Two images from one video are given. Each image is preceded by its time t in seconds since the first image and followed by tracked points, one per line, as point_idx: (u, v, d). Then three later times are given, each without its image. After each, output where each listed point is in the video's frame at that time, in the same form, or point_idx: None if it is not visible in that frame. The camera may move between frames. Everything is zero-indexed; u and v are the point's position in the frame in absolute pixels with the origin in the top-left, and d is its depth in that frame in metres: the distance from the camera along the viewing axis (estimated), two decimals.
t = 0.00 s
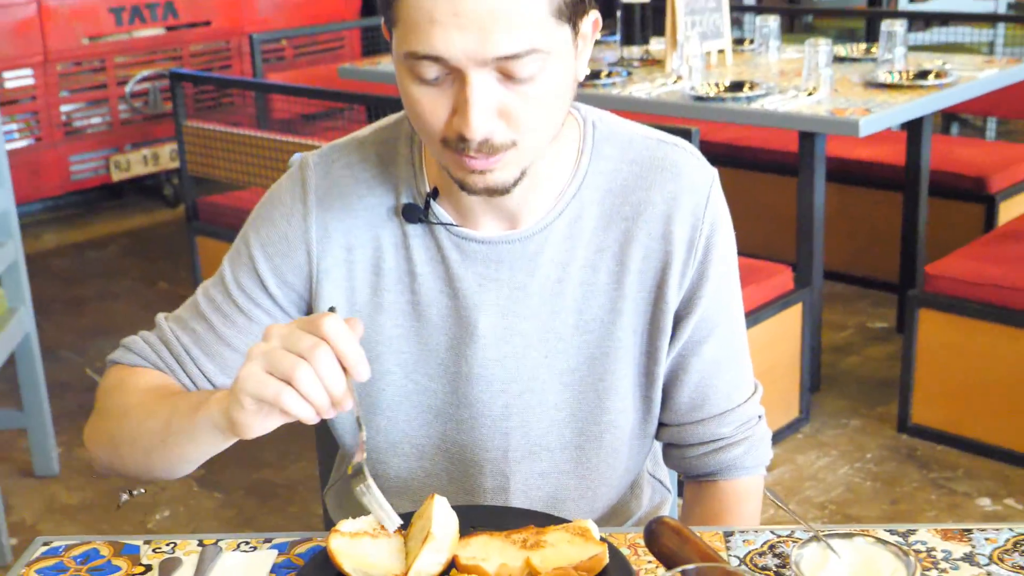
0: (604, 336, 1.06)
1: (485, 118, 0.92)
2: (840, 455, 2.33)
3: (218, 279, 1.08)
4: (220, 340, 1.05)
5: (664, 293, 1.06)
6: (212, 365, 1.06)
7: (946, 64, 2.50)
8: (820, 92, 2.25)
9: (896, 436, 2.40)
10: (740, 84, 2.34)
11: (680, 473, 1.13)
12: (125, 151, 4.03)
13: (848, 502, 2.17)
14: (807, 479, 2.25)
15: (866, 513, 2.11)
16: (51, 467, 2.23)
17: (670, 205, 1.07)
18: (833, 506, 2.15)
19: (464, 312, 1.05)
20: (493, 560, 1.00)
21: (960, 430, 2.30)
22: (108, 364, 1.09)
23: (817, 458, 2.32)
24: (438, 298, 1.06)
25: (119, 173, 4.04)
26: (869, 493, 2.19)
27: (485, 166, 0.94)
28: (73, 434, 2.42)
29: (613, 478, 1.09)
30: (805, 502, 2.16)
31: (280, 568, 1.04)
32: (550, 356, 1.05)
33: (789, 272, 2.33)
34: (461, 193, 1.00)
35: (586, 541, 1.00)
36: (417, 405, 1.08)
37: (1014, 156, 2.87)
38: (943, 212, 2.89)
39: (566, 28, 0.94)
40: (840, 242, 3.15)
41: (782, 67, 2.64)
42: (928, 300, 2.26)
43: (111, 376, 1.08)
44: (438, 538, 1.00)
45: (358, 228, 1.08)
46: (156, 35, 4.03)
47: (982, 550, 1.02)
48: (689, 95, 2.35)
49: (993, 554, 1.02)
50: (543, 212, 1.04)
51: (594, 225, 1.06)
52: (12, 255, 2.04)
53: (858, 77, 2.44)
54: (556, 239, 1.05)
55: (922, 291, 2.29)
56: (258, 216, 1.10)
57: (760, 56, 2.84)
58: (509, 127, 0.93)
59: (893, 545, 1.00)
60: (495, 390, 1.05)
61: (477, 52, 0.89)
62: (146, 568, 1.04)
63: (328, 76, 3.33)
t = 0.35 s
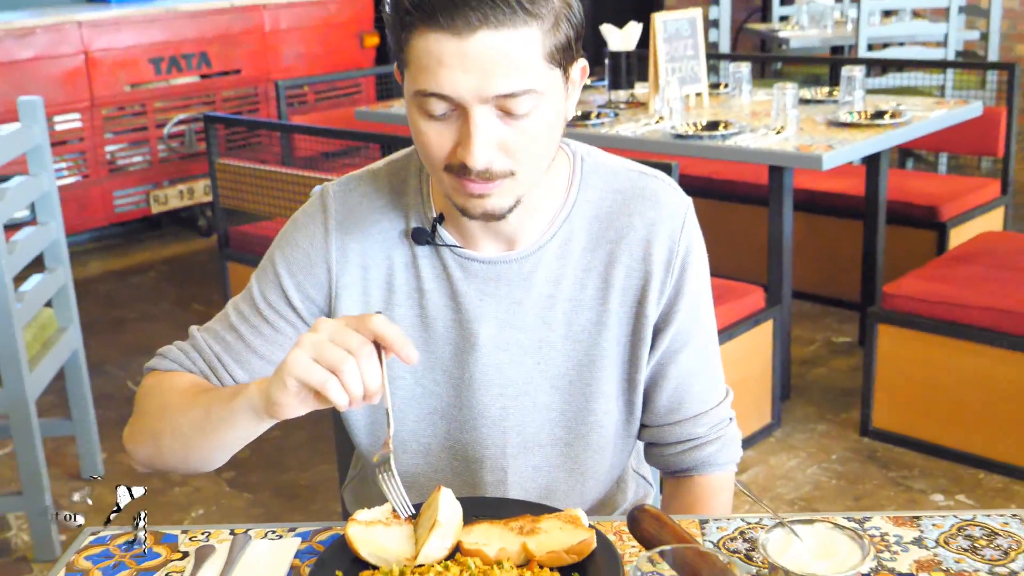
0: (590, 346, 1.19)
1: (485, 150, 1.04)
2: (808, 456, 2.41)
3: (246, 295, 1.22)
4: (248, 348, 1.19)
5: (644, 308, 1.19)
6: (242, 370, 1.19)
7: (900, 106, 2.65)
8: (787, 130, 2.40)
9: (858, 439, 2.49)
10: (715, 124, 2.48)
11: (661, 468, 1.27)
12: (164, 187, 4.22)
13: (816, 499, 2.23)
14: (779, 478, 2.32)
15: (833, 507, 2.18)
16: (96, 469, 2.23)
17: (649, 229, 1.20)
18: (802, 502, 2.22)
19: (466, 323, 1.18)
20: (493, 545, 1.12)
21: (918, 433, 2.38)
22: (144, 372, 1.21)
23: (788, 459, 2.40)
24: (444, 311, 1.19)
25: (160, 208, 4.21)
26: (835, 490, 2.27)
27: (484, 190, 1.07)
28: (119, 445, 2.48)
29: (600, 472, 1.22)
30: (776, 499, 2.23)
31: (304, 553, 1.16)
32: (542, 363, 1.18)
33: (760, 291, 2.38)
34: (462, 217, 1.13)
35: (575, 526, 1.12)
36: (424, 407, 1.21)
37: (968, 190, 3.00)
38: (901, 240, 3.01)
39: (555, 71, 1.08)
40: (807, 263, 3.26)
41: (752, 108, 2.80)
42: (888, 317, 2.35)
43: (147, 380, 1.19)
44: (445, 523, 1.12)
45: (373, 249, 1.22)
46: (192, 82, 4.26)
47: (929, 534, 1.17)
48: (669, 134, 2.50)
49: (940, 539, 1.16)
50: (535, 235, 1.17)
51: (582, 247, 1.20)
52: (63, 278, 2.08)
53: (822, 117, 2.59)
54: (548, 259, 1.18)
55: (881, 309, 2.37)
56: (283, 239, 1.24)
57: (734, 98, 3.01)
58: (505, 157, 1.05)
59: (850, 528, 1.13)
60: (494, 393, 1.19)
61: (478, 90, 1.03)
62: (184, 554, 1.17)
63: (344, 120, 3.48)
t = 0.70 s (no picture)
0: (582, 338, 1.30)
1: (500, 114, 1.11)
2: (779, 442, 2.51)
3: (276, 293, 1.29)
4: (282, 338, 1.26)
5: (630, 304, 1.30)
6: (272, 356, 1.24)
7: (862, 128, 2.83)
8: (760, 151, 2.57)
9: (823, 427, 2.59)
10: (694, 145, 2.65)
11: (645, 447, 1.41)
12: (202, 204, 4.55)
13: (787, 481, 2.31)
14: (753, 462, 2.41)
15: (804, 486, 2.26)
16: (143, 455, 2.38)
17: (637, 234, 1.30)
18: (775, 483, 2.30)
19: (471, 318, 1.28)
20: (497, 514, 1.25)
21: (879, 421, 2.48)
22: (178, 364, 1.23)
23: (761, 445, 2.49)
24: (451, 306, 1.29)
25: (197, 224, 4.53)
26: (804, 472, 2.35)
27: (499, 160, 1.13)
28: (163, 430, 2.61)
29: (592, 451, 1.35)
30: (749, 480, 2.31)
31: (330, 523, 1.33)
32: (539, 353, 1.30)
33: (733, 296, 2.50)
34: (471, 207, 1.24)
35: (569, 498, 1.25)
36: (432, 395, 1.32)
37: (922, 204, 3.16)
38: (865, 250, 3.16)
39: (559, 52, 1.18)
40: (779, 269, 3.40)
41: (728, 131, 2.98)
42: (851, 318, 2.44)
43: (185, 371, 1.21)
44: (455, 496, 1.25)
45: (388, 247, 1.32)
46: (226, 110, 4.57)
47: (884, 506, 1.30)
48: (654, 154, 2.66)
49: (894, 510, 1.29)
50: (534, 238, 1.27)
51: (576, 249, 1.30)
52: (113, 286, 2.24)
53: (792, 139, 2.76)
54: (546, 261, 1.28)
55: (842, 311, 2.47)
56: (311, 242, 1.32)
57: (711, 122, 3.19)
58: (518, 124, 1.12)
59: (814, 501, 1.28)
60: (496, 382, 1.29)
61: (492, 61, 1.12)
62: (224, 524, 1.33)
63: (360, 144, 3.65)
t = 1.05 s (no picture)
0: (582, 322, 1.47)
1: (514, 106, 1.28)
2: (755, 427, 2.66)
3: (318, 279, 1.42)
4: (329, 311, 1.37)
5: (623, 293, 1.48)
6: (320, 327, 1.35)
7: (830, 145, 3.03)
8: (738, 164, 2.76)
9: (796, 414, 2.75)
10: (679, 160, 2.84)
11: (636, 424, 1.58)
12: (235, 215, 4.78)
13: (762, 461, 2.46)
14: (731, 445, 2.55)
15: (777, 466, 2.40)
16: (183, 440, 2.56)
17: (630, 232, 1.48)
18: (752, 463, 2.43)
19: (485, 305, 1.45)
20: (504, 487, 1.35)
21: (846, 409, 2.64)
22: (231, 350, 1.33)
23: (740, 430, 2.64)
24: (467, 294, 1.45)
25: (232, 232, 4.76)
26: (777, 453, 2.49)
27: (511, 147, 1.30)
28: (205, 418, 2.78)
29: (589, 426, 1.52)
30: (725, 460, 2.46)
31: (355, 493, 1.43)
32: (543, 335, 1.47)
33: (715, 295, 2.66)
34: (485, 205, 1.41)
35: (568, 471, 1.36)
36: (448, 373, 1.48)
37: (886, 213, 3.35)
38: (833, 255, 3.34)
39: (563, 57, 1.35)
40: (755, 270, 3.59)
41: (710, 147, 3.18)
42: (821, 314, 2.60)
43: (239, 354, 1.30)
44: (466, 468, 1.35)
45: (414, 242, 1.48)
46: (258, 130, 4.82)
47: (849, 477, 1.39)
48: (643, 167, 2.85)
49: (858, 481, 1.38)
50: (540, 233, 1.44)
51: (576, 244, 1.48)
52: (156, 287, 2.42)
53: (767, 154, 2.96)
54: (550, 254, 1.45)
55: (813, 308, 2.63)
56: (346, 233, 1.46)
57: (694, 139, 3.39)
58: (528, 116, 1.29)
59: (787, 474, 1.38)
60: (505, 360, 1.46)
61: (506, 62, 1.29)
62: (261, 496, 1.43)
63: (380, 160, 3.88)
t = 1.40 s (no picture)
0: (585, 319, 1.57)
1: (521, 115, 1.39)
2: (748, 420, 2.75)
3: (339, 277, 1.53)
4: (350, 306, 1.48)
5: (625, 291, 1.58)
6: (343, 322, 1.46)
7: (818, 153, 3.14)
8: (731, 171, 2.87)
9: (787, 407, 2.84)
10: (676, 167, 2.95)
11: (635, 413, 1.68)
12: (256, 219, 4.90)
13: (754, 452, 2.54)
14: (727, 437, 2.63)
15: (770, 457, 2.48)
16: (207, 429, 2.67)
17: (631, 235, 1.58)
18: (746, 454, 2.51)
19: (495, 301, 1.54)
20: (514, 471, 1.38)
21: (836, 402, 2.73)
22: (260, 342, 1.43)
23: (733, 422, 2.73)
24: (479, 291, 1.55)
25: (253, 236, 4.88)
26: (768, 444, 2.58)
27: (518, 152, 1.41)
28: (224, 411, 2.89)
29: (591, 415, 1.62)
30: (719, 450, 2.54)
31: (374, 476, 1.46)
32: (548, 331, 1.57)
33: (710, 296, 2.75)
34: (493, 209, 1.51)
35: (572, 453, 1.39)
36: (460, 366, 1.58)
37: (871, 218, 3.45)
38: (822, 257, 3.44)
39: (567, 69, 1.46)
40: (747, 271, 3.69)
41: (705, 155, 3.28)
42: (810, 312, 2.70)
43: (267, 346, 1.40)
44: (477, 452, 1.37)
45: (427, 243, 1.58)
46: (277, 140, 4.95)
47: (835, 463, 1.46)
48: (641, 174, 2.97)
49: (843, 466, 1.45)
50: (546, 235, 1.54)
51: (581, 245, 1.57)
52: (182, 287, 2.53)
53: (759, 162, 3.06)
54: (556, 255, 1.55)
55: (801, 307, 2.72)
56: (365, 233, 1.57)
57: (690, 147, 3.50)
58: (535, 124, 1.40)
59: (777, 458, 1.44)
60: (514, 353, 1.56)
61: (514, 73, 1.40)
62: (285, 479, 1.46)
63: (390, 167, 4.02)
